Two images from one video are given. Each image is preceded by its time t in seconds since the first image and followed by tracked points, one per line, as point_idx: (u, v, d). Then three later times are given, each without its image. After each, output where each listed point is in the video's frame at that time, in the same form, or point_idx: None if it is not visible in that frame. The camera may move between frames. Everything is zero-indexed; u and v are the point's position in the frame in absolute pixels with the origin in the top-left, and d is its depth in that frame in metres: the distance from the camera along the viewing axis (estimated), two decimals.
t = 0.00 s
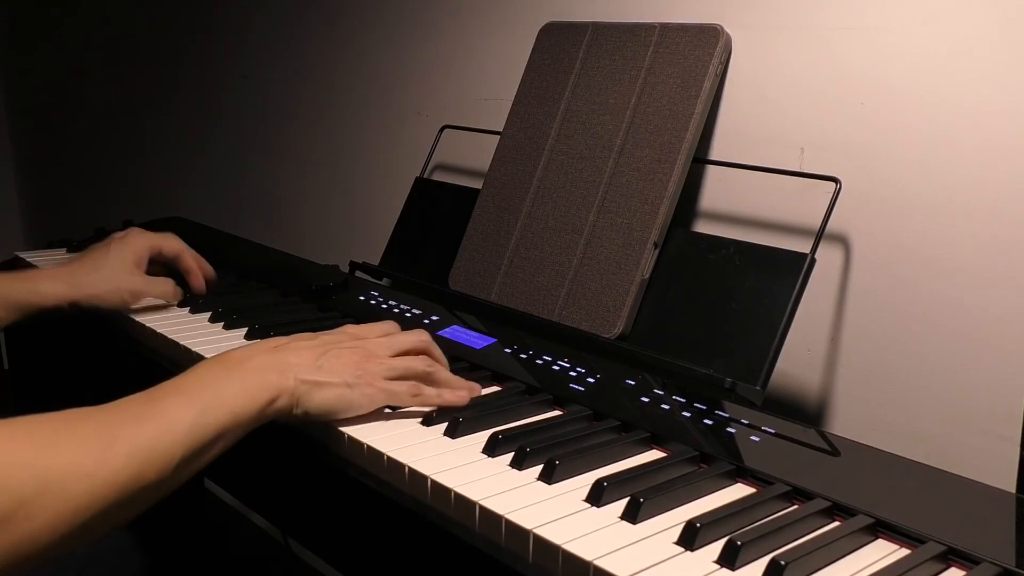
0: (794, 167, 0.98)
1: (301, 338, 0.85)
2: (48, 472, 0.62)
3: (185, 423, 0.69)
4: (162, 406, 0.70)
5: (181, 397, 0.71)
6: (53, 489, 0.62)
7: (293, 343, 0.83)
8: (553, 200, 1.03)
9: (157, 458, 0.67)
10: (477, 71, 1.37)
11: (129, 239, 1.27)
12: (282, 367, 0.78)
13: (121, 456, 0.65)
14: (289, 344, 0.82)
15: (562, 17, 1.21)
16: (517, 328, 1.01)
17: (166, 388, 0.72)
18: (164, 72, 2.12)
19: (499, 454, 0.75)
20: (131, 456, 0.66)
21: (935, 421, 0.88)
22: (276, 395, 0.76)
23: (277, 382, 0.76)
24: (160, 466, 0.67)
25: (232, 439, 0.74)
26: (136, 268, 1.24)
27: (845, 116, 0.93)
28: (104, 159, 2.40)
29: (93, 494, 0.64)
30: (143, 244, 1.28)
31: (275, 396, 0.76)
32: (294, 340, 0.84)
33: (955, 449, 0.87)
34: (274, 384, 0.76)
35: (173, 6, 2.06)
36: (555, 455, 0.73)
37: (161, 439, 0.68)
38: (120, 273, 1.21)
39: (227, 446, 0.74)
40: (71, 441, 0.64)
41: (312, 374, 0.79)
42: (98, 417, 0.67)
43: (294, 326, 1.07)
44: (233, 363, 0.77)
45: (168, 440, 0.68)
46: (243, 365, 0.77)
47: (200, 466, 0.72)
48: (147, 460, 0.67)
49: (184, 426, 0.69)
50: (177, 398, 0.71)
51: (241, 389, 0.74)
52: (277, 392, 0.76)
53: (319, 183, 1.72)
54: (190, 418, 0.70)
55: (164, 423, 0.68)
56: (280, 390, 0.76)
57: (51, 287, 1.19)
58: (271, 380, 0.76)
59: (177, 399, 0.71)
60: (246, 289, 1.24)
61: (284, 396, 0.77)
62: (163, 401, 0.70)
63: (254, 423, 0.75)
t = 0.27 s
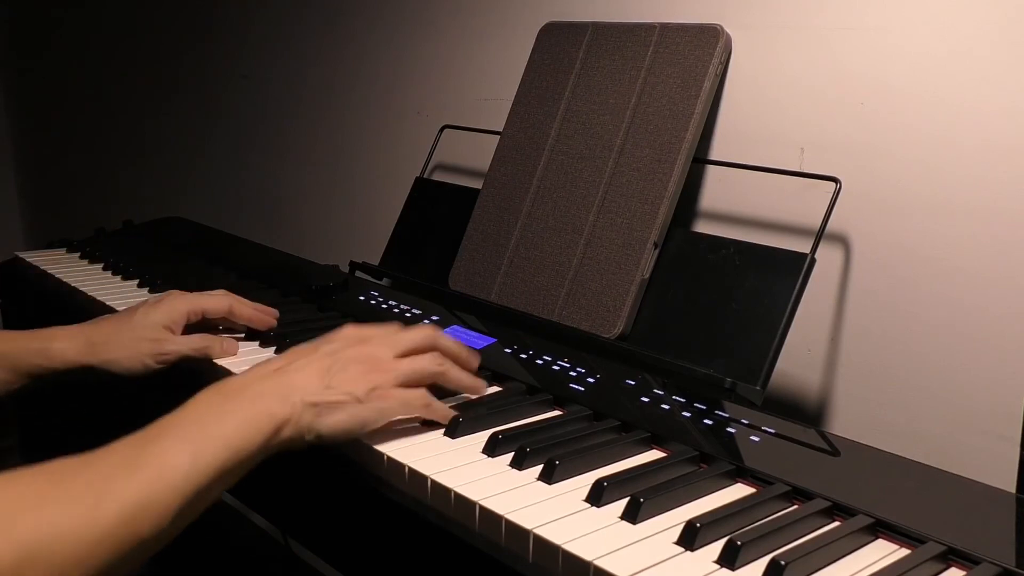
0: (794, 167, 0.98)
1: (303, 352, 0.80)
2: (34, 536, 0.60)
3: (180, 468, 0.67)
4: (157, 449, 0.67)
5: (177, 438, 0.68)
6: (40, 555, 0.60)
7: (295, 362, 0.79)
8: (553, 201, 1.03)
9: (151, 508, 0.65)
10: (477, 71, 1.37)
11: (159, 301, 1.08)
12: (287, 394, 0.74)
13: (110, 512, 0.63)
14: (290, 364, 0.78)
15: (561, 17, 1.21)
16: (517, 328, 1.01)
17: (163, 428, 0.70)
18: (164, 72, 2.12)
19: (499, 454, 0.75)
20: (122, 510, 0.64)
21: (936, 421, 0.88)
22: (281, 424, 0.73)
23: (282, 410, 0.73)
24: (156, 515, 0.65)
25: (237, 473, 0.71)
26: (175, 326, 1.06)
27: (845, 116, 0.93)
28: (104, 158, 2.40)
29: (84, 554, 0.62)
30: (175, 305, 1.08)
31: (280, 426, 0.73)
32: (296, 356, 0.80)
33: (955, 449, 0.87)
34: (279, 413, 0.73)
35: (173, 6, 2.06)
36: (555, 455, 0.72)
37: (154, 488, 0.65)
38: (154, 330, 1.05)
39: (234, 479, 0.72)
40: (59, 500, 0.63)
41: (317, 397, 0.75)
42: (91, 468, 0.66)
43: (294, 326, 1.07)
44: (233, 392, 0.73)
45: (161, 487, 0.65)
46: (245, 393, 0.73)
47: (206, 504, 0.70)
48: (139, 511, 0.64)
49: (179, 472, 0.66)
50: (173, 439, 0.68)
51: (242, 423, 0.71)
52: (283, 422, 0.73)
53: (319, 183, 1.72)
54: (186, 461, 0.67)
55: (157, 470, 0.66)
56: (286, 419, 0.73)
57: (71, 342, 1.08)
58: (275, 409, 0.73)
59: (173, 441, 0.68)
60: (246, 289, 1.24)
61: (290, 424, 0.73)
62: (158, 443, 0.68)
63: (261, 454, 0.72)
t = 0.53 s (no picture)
0: (795, 167, 0.98)
1: (299, 362, 0.76)
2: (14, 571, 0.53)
3: (177, 486, 0.60)
4: (149, 468, 0.61)
5: (171, 453, 0.62)
6: None
7: (294, 369, 0.74)
8: (552, 201, 1.03)
9: (147, 534, 0.58)
10: (477, 71, 1.37)
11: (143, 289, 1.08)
12: (288, 400, 0.69)
13: (100, 539, 0.56)
14: (290, 372, 0.74)
15: (561, 17, 1.21)
16: (517, 328, 1.01)
17: (154, 444, 0.63)
18: (164, 72, 2.12)
19: (499, 454, 0.75)
20: (115, 537, 0.57)
21: (936, 421, 0.88)
22: (284, 432, 0.68)
23: (284, 418, 0.68)
24: (152, 541, 0.59)
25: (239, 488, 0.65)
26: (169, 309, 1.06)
27: (845, 116, 0.93)
28: (104, 159, 2.40)
29: None
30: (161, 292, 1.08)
31: (285, 434, 0.68)
32: (293, 365, 0.75)
33: (955, 448, 0.87)
34: (281, 421, 0.68)
35: (173, 6, 2.06)
36: (555, 455, 0.72)
37: (150, 510, 0.59)
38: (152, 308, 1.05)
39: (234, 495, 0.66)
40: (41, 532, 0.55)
41: (322, 404, 0.71)
42: (75, 495, 0.59)
43: (294, 326, 1.07)
44: (228, 402, 0.67)
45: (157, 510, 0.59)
46: (242, 402, 0.68)
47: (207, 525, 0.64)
48: (134, 537, 0.58)
49: (176, 491, 0.60)
50: (167, 455, 0.62)
51: (242, 433, 0.65)
52: (287, 429, 0.68)
53: (319, 183, 1.72)
54: (184, 479, 0.61)
55: (152, 489, 0.59)
56: (289, 426, 0.68)
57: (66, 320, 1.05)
58: (276, 416, 0.68)
59: (167, 457, 0.61)
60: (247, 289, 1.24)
61: (294, 432, 0.68)
62: (150, 462, 0.61)
63: (263, 465, 0.67)
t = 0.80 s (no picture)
0: (794, 167, 0.98)
1: (308, 378, 0.75)
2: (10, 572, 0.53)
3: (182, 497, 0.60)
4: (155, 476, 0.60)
5: (178, 463, 0.61)
6: None
7: (306, 384, 0.73)
8: (552, 201, 1.03)
9: (148, 544, 0.58)
10: (477, 71, 1.37)
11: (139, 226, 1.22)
12: (300, 416, 0.68)
13: (91, 548, 0.55)
14: (306, 385, 0.73)
15: (561, 17, 1.21)
16: (517, 328, 1.01)
17: (162, 453, 0.62)
18: (164, 72, 2.12)
19: (499, 454, 0.75)
20: (113, 546, 0.56)
21: (936, 421, 0.88)
22: (296, 448, 0.67)
23: (296, 432, 0.67)
24: (153, 551, 0.58)
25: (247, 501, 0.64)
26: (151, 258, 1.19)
27: (845, 116, 0.93)
28: (104, 159, 2.40)
29: None
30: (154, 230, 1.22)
31: (295, 449, 0.67)
32: (303, 381, 0.74)
33: (955, 448, 0.87)
34: (293, 436, 0.67)
35: (173, 7, 2.06)
36: (555, 455, 0.73)
37: (152, 520, 0.58)
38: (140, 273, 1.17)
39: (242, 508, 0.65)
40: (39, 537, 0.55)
41: (336, 421, 0.70)
42: (78, 500, 0.58)
43: (294, 325, 1.07)
44: (238, 414, 0.67)
45: (161, 521, 0.58)
46: (252, 415, 0.67)
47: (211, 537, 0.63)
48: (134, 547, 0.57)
49: (181, 503, 0.59)
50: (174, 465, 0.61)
51: (252, 446, 0.64)
52: (298, 444, 0.67)
53: (319, 182, 1.72)
54: (189, 490, 0.60)
55: (156, 499, 0.59)
56: (301, 442, 0.67)
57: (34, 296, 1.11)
58: (289, 430, 0.67)
59: (173, 467, 0.61)
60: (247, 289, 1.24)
61: (305, 447, 0.67)
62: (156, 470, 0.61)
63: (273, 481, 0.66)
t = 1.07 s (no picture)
0: (794, 167, 0.98)
1: (311, 373, 0.77)
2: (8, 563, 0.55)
3: (182, 490, 0.61)
4: (156, 470, 0.62)
5: (180, 457, 0.63)
6: None
7: (307, 378, 0.75)
8: (553, 201, 1.03)
9: (146, 536, 0.59)
10: (477, 71, 1.37)
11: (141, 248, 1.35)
12: (305, 408, 0.70)
13: (95, 536, 0.57)
14: (308, 380, 0.75)
15: (561, 17, 1.21)
16: (517, 328, 1.01)
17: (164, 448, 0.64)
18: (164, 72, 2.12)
19: (499, 453, 0.75)
20: (110, 539, 0.58)
21: (936, 421, 0.88)
22: (299, 441, 0.68)
23: (299, 426, 0.68)
24: (153, 542, 0.59)
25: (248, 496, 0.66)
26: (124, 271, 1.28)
27: (845, 116, 0.93)
28: (104, 160, 2.40)
29: None
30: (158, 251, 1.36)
31: (298, 442, 0.68)
32: (306, 375, 0.76)
33: (955, 448, 0.87)
34: (296, 429, 0.68)
35: (173, 7, 2.06)
36: (555, 454, 0.72)
37: (155, 510, 0.60)
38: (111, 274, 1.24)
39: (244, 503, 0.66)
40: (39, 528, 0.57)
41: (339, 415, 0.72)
42: (81, 492, 0.60)
43: (294, 325, 1.07)
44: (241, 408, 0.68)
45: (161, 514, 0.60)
46: (255, 409, 0.68)
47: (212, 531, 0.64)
48: (132, 539, 0.58)
49: (180, 496, 0.61)
50: (175, 459, 0.62)
51: (253, 441, 0.65)
52: (303, 437, 0.68)
53: (319, 182, 1.72)
54: (190, 484, 0.61)
55: (156, 492, 0.60)
56: (305, 434, 0.68)
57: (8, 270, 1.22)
58: (292, 423, 0.68)
59: (174, 462, 0.62)
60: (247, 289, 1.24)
61: (309, 441, 0.69)
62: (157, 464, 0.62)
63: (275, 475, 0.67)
